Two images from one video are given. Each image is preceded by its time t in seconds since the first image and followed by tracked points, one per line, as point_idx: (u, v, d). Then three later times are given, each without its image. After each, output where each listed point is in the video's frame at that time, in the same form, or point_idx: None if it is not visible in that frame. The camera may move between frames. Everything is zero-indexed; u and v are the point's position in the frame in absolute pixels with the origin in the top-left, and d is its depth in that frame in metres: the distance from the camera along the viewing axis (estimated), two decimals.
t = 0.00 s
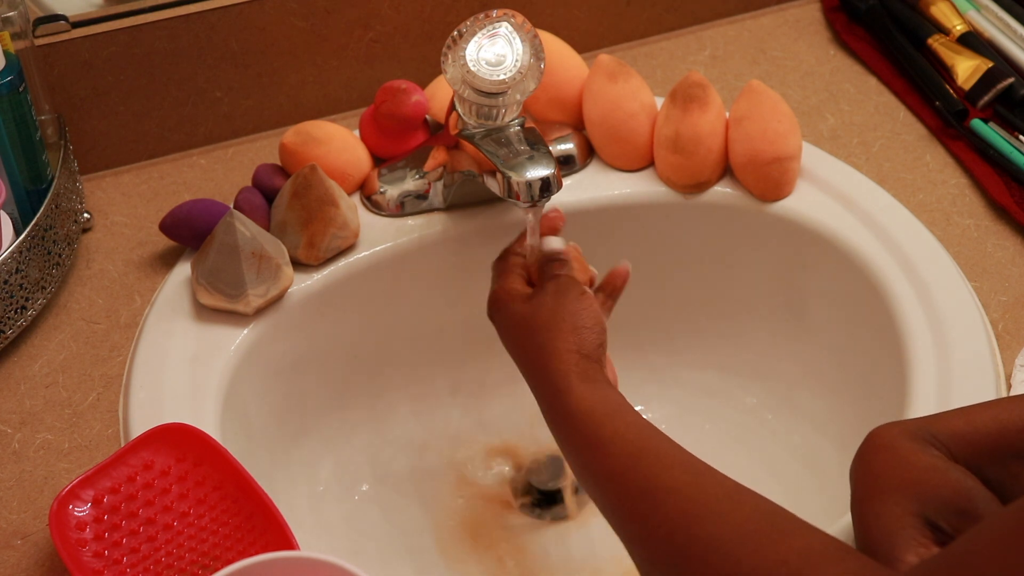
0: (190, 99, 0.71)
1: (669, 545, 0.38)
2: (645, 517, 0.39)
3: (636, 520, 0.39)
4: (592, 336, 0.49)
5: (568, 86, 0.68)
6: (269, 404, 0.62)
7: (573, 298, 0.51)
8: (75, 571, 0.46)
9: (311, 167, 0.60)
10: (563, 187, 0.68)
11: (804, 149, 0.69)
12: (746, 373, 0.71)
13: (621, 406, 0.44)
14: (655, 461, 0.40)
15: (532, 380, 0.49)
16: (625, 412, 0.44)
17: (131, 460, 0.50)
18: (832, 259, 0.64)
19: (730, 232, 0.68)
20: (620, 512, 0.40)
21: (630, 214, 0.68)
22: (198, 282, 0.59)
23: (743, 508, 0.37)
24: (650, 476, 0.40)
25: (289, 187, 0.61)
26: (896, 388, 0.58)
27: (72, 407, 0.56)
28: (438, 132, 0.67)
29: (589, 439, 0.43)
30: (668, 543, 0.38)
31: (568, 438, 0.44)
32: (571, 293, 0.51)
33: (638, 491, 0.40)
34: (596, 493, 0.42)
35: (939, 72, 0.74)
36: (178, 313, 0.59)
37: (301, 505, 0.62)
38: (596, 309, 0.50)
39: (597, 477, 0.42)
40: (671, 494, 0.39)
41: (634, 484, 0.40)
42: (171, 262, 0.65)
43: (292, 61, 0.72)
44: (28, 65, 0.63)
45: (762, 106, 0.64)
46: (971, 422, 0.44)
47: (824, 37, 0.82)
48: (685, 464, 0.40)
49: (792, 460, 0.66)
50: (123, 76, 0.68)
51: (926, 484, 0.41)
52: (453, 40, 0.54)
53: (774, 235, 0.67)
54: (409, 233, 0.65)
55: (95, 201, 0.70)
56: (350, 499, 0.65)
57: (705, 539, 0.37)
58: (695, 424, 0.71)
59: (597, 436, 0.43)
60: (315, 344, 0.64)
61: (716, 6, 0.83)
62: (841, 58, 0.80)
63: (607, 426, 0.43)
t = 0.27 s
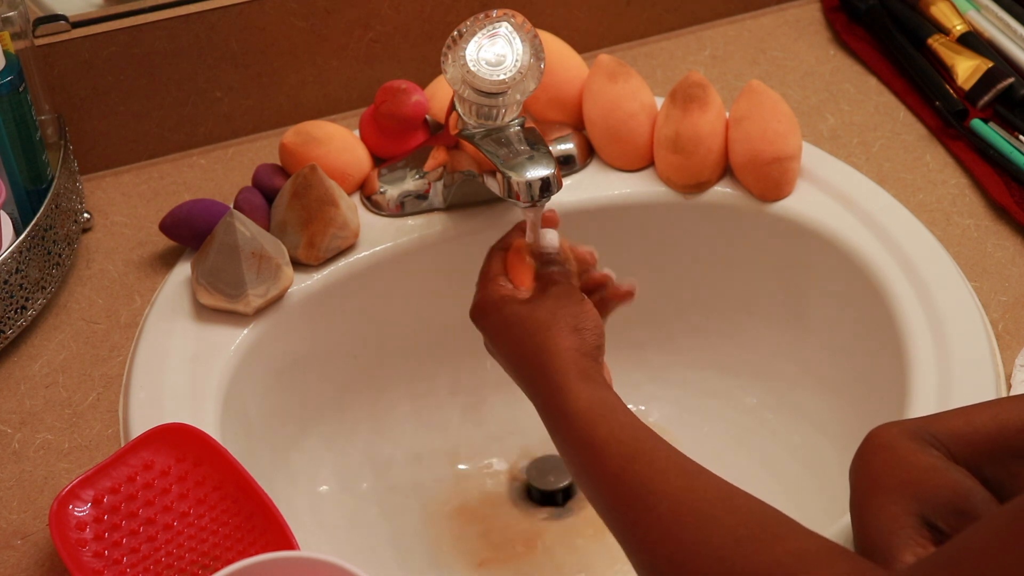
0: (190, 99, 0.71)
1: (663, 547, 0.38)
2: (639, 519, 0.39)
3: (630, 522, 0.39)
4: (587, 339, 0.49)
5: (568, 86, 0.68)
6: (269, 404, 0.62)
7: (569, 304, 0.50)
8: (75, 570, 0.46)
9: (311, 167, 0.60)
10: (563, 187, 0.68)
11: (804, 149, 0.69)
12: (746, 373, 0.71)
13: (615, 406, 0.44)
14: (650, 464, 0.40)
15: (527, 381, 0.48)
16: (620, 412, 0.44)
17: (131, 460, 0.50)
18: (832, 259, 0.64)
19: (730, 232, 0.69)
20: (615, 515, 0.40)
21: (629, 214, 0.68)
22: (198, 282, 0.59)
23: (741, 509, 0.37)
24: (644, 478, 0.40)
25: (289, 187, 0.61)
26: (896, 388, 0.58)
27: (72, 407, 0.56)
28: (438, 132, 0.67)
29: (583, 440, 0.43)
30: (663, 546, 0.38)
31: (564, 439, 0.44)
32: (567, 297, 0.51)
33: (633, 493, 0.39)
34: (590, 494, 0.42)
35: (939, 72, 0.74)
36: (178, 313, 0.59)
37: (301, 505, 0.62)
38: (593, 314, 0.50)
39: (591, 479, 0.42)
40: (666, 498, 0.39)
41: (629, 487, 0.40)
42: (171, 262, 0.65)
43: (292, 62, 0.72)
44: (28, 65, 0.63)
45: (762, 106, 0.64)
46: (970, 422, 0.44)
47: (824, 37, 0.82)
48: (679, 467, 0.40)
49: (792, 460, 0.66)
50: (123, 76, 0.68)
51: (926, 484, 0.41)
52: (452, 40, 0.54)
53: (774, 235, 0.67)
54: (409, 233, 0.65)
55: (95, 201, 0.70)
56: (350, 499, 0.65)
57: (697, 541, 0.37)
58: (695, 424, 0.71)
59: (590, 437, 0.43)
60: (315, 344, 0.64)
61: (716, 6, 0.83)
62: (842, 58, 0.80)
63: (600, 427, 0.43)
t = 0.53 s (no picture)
0: (190, 99, 0.71)
1: (665, 546, 0.38)
2: (641, 518, 0.39)
3: (633, 519, 0.39)
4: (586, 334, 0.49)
5: (568, 86, 0.68)
6: (269, 404, 0.62)
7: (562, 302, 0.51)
8: (75, 571, 0.46)
9: (311, 167, 0.60)
10: (563, 187, 0.68)
11: (804, 149, 0.69)
12: (747, 373, 0.71)
13: (621, 402, 0.44)
14: (652, 462, 0.40)
15: (529, 380, 0.49)
16: (626, 408, 0.44)
17: (131, 460, 0.50)
18: (832, 259, 0.64)
19: (730, 232, 0.69)
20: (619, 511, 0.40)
21: (629, 214, 0.68)
22: (198, 282, 0.59)
23: (742, 509, 0.37)
24: (647, 476, 0.40)
25: (288, 187, 0.61)
26: (896, 388, 0.58)
27: (73, 407, 0.56)
28: (438, 132, 0.67)
29: (588, 437, 0.43)
30: (665, 544, 0.38)
31: (571, 433, 0.44)
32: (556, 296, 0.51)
33: (637, 490, 0.39)
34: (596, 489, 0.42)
35: (939, 72, 0.74)
36: (178, 313, 0.59)
37: (301, 505, 0.62)
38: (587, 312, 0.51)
39: (597, 475, 0.42)
40: (669, 495, 0.39)
41: (631, 485, 0.40)
42: (171, 262, 0.65)
43: (292, 61, 0.72)
44: (28, 65, 0.63)
45: (762, 106, 0.64)
46: (971, 422, 0.44)
47: (824, 37, 0.82)
48: (681, 464, 0.40)
49: (792, 460, 0.66)
50: (123, 76, 0.68)
51: (927, 485, 0.42)
52: (453, 40, 0.54)
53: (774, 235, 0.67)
54: (409, 233, 0.65)
55: (95, 201, 0.70)
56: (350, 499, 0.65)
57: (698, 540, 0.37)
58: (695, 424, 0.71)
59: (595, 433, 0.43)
60: (315, 344, 0.64)
61: (716, 6, 0.83)
62: (842, 58, 0.80)
63: (604, 424, 0.43)
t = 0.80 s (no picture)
0: (190, 99, 0.71)
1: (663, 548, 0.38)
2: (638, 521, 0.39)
3: (630, 523, 0.39)
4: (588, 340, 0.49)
5: (568, 86, 0.68)
6: (269, 404, 0.62)
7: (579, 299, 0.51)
8: (75, 571, 0.46)
9: (311, 167, 0.60)
10: (563, 187, 0.68)
11: (804, 149, 0.69)
12: (747, 373, 0.71)
13: (614, 406, 0.45)
14: (649, 465, 0.40)
15: (529, 380, 0.49)
16: (619, 412, 0.44)
17: (131, 460, 0.50)
18: (832, 259, 0.64)
19: (729, 232, 0.69)
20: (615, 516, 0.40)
21: (629, 213, 0.68)
22: (198, 282, 0.59)
23: (741, 510, 0.37)
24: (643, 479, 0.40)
25: (289, 187, 0.61)
26: (896, 389, 0.58)
27: (72, 407, 0.56)
28: (438, 132, 0.67)
29: (584, 443, 0.43)
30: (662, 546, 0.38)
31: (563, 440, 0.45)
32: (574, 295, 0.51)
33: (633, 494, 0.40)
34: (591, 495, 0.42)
35: (939, 71, 0.74)
36: (178, 313, 0.59)
37: (301, 505, 0.62)
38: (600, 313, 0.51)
39: (592, 481, 0.42)
40: (666, 498, 0.39)
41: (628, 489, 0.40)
42: (171, 262, 0.65)
43: (292, 61, 0.72)
44: (28, 65, 0.63)
45: (762, 105, 0.64)
46: (970, 422, 0.44)
47: (824, 37, 0.82)
48: (678, 467, 0.40)
49: (792, 460, 0.66)
50: (123, 76, 0.68)
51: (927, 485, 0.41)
52: (452, 40, 0.54)
53: (774, 235, 0.67)
54: (409, 233, 0.65)
55: (95, 201, 0.70)
56: (350, 499, 0.65)
57: (695, 542, 0.37)
58: (695, 424, 0.71)
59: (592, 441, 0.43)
60: (315, 344, 0.64)
61: (716, 6, 0.83)
62: (841, 58, 0.80)
63: (602, 431, 0.43)
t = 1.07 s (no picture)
0: (190, 99, 0.71)
1: (663, 547, 0.38)
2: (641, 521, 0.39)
3: (632, 521, 0.39)
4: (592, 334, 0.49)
5: (568, 86, 0.68)
6: (270, 404, 0.62)
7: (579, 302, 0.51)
8: (75, 571, 0.46)
9: (311, 167, 0.60)
10: (563, 187, 0.68)
11: (804, 149, 0.69)
12: (747, 373, 0.71)
13: (620, 402, 0.44)
14: (651, 463, 0.40)
15: (533, 377, 0.49)
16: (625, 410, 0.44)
17: (131, 460, 0.50)
18: (832, 259, 0.64)
19: (730, 231, 0.68)
20: (617, 513, 0.40)
21: (629, 213, 0.68)
22: (198, 282, 0.59)
23: (741, 510, 0.37)
24: (645, 477, 0.40)
25: (289, 187, 0.61)
26: (896, 389, 0.58)
27: (72, 407, 0.56)
28: (438, 132, 0.67)
29: (586, 436, 0.43)
30: (663, 546, 0.38)
31: (569, 433, 0.44)
32: (574, 298, 0.52)
33: (636, 492, 0.39)
34: (595, 491, 0.42)
35: (939, 72, 0.74)
36: (178, 313, 0.59)
37: (301, 505, 0.62)
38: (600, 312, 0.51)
39: (595, 477, 0.42)
40: (668, 496, 0.39)
41: (630, 487, 0.40)
42: (171, 262, 0.65)
43: (292, 61, 0.72)
44: (28, 65, 0.63)
45: (762, 105, 0.64)
46: (971, 422, 0.44)
47: (824, 37, 0.82)
48: (680, 465, 0.40)
49: (792, 460, 0.67)
50: (123, 76, 0.68)
51: (926, 485, 0.41)
52: (452, 40, 0.54)
53: (774, 235, 0.67)
54: (409, 233, 0.65)
55: (95, 201, 0.70)
56: (350, 499, 0.65)
57: (695, 542, 0.37)
58: (695, 424, 0.71)
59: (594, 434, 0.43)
60: (315, 343, 0.64)
61: (716, 6, 0.83)
62: (841, 58, 0.80)
63: (603, 423, 0.43)
